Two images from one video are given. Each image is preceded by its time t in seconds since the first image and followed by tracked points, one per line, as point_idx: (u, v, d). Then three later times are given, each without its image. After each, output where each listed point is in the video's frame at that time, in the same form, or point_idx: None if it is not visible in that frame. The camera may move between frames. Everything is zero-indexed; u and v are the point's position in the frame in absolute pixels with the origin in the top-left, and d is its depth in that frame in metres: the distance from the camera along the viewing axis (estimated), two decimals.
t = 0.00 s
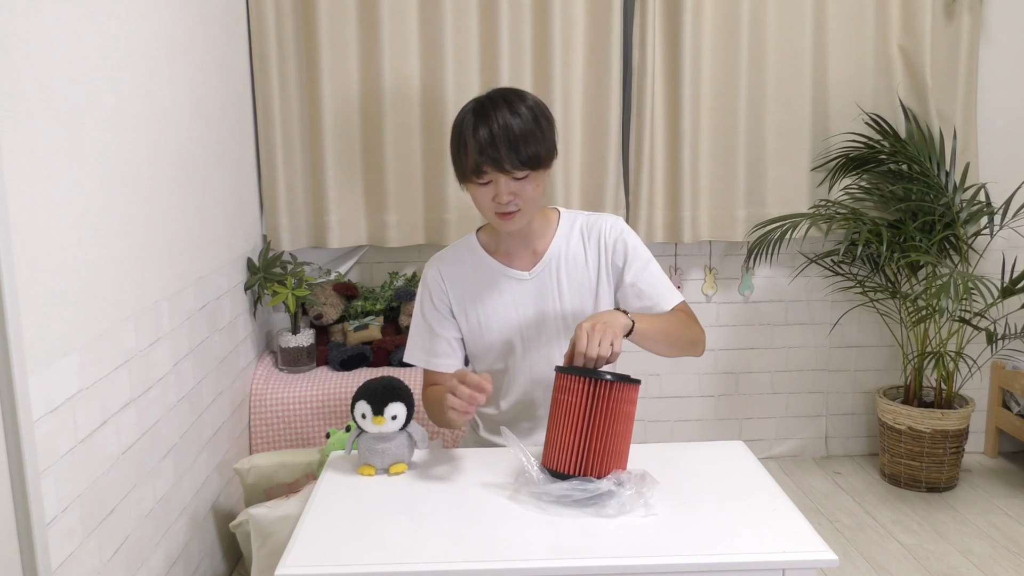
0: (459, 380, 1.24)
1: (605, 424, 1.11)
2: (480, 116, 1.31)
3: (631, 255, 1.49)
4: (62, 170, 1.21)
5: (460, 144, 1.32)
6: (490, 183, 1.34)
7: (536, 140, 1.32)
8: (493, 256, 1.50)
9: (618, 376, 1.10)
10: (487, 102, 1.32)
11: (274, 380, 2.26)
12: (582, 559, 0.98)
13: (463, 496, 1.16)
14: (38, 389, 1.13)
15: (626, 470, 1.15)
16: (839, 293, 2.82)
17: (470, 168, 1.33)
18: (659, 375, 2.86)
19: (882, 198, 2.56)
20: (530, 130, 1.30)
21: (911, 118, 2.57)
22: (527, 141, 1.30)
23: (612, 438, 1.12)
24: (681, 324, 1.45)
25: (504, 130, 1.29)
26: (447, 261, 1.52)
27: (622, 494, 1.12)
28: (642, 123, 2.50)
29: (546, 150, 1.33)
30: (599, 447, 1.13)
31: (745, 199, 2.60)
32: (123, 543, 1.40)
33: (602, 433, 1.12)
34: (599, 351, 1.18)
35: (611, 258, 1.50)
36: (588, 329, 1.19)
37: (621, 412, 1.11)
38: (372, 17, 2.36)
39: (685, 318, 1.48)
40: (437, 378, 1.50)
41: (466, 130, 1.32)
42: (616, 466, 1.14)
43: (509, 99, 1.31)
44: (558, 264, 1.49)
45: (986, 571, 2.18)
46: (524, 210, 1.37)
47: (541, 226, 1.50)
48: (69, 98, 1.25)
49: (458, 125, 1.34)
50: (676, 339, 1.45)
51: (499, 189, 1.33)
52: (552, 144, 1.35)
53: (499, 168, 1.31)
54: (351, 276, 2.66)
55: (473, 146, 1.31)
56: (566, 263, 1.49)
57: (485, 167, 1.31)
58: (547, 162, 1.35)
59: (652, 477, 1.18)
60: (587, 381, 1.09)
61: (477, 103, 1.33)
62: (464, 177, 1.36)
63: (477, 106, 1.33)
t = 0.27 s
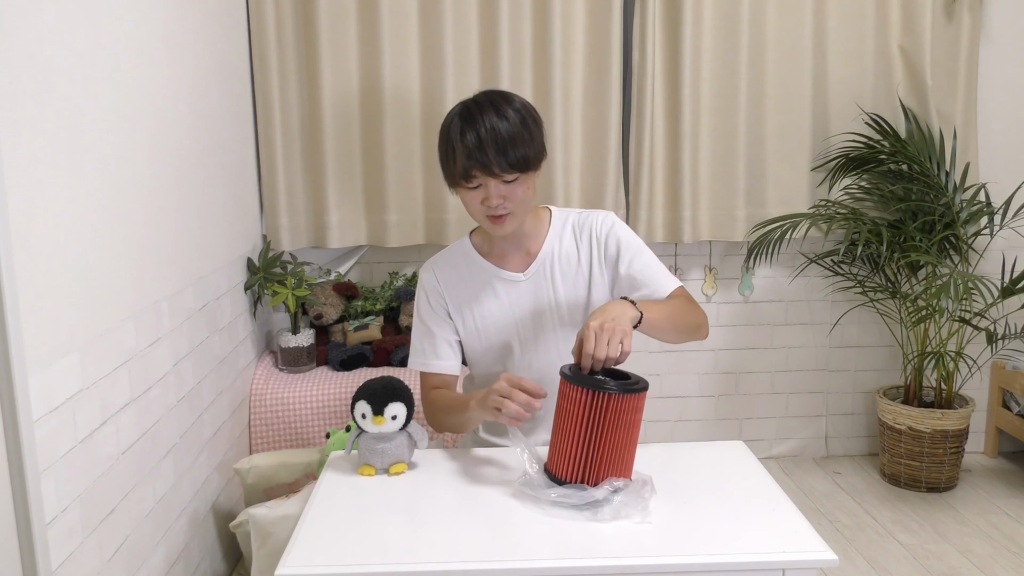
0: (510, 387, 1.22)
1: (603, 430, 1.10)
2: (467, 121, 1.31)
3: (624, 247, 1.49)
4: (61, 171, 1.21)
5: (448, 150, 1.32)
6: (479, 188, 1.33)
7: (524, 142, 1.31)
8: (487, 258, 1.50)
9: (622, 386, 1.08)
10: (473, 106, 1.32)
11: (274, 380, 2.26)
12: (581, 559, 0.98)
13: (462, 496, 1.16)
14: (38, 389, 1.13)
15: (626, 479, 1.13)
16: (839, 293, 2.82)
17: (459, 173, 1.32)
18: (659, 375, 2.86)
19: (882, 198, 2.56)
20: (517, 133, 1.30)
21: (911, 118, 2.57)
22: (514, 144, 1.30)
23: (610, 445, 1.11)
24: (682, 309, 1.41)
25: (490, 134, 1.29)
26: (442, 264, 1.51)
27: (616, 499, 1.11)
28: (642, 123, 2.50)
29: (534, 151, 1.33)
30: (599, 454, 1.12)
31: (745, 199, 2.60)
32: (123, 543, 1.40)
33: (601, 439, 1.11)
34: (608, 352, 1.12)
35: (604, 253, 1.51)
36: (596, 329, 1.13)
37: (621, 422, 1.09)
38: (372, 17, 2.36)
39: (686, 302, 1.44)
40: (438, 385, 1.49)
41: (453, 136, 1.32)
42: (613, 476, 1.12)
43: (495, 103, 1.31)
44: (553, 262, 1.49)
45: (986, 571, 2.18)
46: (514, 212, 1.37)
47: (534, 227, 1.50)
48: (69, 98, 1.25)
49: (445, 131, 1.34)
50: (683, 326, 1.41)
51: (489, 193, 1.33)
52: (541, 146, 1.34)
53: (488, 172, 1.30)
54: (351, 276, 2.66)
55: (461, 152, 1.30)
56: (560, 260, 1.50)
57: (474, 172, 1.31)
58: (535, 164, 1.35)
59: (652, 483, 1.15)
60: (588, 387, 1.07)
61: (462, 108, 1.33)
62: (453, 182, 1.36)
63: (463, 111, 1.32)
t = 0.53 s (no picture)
0: (491, 387, 1.23)
1: (601, 433, 1.08)
2: (469, 117, 1.30)
3: (621, 244, 1.49)
4: (61, 171, 1.21)
5: (450, 147, 1.32)
6: (481, 185, 1.33)
7: (526, 139, 1.31)
8: (485, 257, 1.50)
9: (622, 391, 1.06)
10: (475, 103, 1.32)
11: (274, 380, 2.26)
12: (582, 559, 0.98)
13: (461, 496, 1.16)
14: (38, 389, 1.13)
15: (626, 482, 1.11)
16: (838, 293, 2.83)
17: (461, 170, 1.32)
18: (659, 375, 2.86)
19: (882, 198, 2.56)
20: (519, 130, 1.30)
21: (911, 118, 2.57)
22: (517, 141, 1.30)
23: (609, 449, 1.10)
24: (682, 301, 1.40)
25: (493, 131, 1.29)
26: (439, 265, 1.51)
27: (613, 502, 1.09)
28: (642, 123, 2.50)
29: (535, 148, 1.33)
30: (599, 457, 1.11)
31: (745, 199, 2.60)
32: (123, 543, 1.40)
33: (600, 442, 1.10)
34: (611, 358, 1.11)
35: (601, 251, 1.50)
36: (599, 334, 1.12)
37: (619, 425, 1.07)
38: (372, 17, 2.36)
39: (685, 296, 1.42)
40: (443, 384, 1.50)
41: (455, 132, 1.31)
42: (612, 479, 1.11)
43: (498, 101, 1.31)
44: (550, 261, 1.49)
45: (986, 571, 2.18)
46: (515, 210, 1.37)
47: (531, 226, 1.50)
48: (68, 98, 1.25)
49: (446, 126, 1.33)
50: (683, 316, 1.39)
51: (490, 190, 1.33)
52: (542, 143, 1.34)
53: (490, 169, 1.30)
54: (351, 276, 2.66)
55: (462, 148, 1.30)
56: (557, 259, 1.50)
57: (476, 168, 1.31)
58: (536, 160, 1.35)
59: (652, 486, 1.14)
60: (588, 394, 1.05)
61: (464, 104, 1.32)
62: (454, 178, 1.35)
63: (465, 107, 1.32)
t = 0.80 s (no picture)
0: (481, 383, 1.22)
1: (601, 439, 1.07)
2: (488, 110, 1.32)
3: (624, 248, 1.49)
4: (61, 171, 1.21)
5: (466, 137, 1.34)
6: (493, 177, 1.35)
7: (542, 136, 1.33)
8: (489, 249, 1.51)
9: (621, 399, 1.05)
10: (496, 97, 1.34)
11: (274, 380, 2.26)
12: (582, 559, 0.98)
13: (461, 496, 1.16)
14: (38, 389, 1.13)
15: (626, 484, 1.11)
16: (839, 293, 2.83)
17: (475, 161, 1.34)
18: (659, 375, 2.86)
19: (882, 198, 2.56)
20: (535, 126, 1.32)
21: (911, 118, 2.57)
22: (532, 136, 1.32)
23: (610, 454, 1.09)
24: (673, 305, 1.37)
25: (509, 124, 1.31)
26: (443, 252, 1.53)
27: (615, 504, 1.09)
28: (642, 123, 2.50)
29: (550, 146, 1.35)
30: (598, 463, 1.10)
31: (745, 199, 2.60)
32: (123, 543, 1.40)
33: (600, 447, 1.09)
34: (610, 365, 1.11)
35: (603, 254, 1.51)
36: (601, 340, 1.12)
37: (619, 431, 1.07)
38: (372, 17, 2.36)
39: (677, 304, 1.40)
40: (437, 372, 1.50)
41: (472, 124, 1.34)
42: (613, 483, 1.10)
43: (517, 96, 1.33)
44: (553, 259, 1.50)
45: (986, 571, 2.18)
46: (525, 205, 1.39)
47: (538, 224, 1.51)
48: (68, 97, 1.25)
49: (464, 118, 1.36)
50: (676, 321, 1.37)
51: (501, 182, 1.34)
52: (556, 142, 1.36)
53: (504, 161, 1.32)
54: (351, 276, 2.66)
55: (478, 139, 1.32)
56: (560, 258, 1.50)
57: (490, 160, 1.32)
58: (550, 158, 1.36)
59: (653, 487, 1.14)
60: (586, 404, 1.04)
61: (485, 97, 1.35)
62: (467, 169, 1.37)
63: (485, 100, 1.34)
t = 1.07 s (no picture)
0: (468, 399, 1.24)
1: (601, 439, 1.08)
2: (494, 107, 1.33)
3: (625, 249, 1.49)
4: (61, 171, 1.21)
5: (472, 133, 1.35)
6: (497, 173, 1.36)
7: (547, 135, 1.34)
8: (491, 247, 1.51)
9: (621, 399, 1.05)
10: (502, 94, 1.34)
11: (274, 380, 2.26)
12: (581, 559, 0.98)
13: (461, 496, 1.16)
14: (38, 389, 1.13)
15: (626, 484, 1.11)
16: (838, 293, 2.83)
17: (480, 157, 1.35)
18: (659, 375, 2.86)
19: (882, 198, 2.56)
20: (541, 126, 1.33)
21: (911, 118, 2.57)
22: (537, 135, 1.33)
23: (609, 454, 1.09)
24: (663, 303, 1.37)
25: (514, 122, 1.32)
26: (445, 248, 1.53)
27: (614, 504, 1.09)
28: (643, 123, 2.50)
29: (555, 145, 1.36)
30: (598, 463, 1.10)
31: (745, 199, 2.60)
32: (123, 543, 1.40)
33: (599, 447, 1.09)
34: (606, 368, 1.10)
35: (604, 255, 1.50)
36: (597, 344, 1.11)
37: (620, 432, 1.07)
38: (372, 17, 2.36)
39: (674, 304, 1.39)
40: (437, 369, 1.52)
41: (477, 122, 1.34)
42: (612, 483, 1.11)
43: (523, 94, 1.34)
44: (553, 258, 1.50)
45: (986, 571, 2.18)
46: (528, 203, 1.40)
47: (541, 223, 1.51)
48: (68, 96, 1.25)
49: (471, 115, 1.36)
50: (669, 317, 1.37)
51: (505, 179, 1.36)
52: (561, 140, 1.37)
53: (508, 159, 1.33)
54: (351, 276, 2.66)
55: (484, 136, 1.33)
56: (560, 257, 1.50)
57: (494, 157, 1.34)
58: (554, 157, 1.37)
59: (653, 487, 1.14)
60: (584, 405, 1.04)
61: (492, 94, 1.35)
62: (472, 164, 1.38)
63: (491, 97, 1.35)
